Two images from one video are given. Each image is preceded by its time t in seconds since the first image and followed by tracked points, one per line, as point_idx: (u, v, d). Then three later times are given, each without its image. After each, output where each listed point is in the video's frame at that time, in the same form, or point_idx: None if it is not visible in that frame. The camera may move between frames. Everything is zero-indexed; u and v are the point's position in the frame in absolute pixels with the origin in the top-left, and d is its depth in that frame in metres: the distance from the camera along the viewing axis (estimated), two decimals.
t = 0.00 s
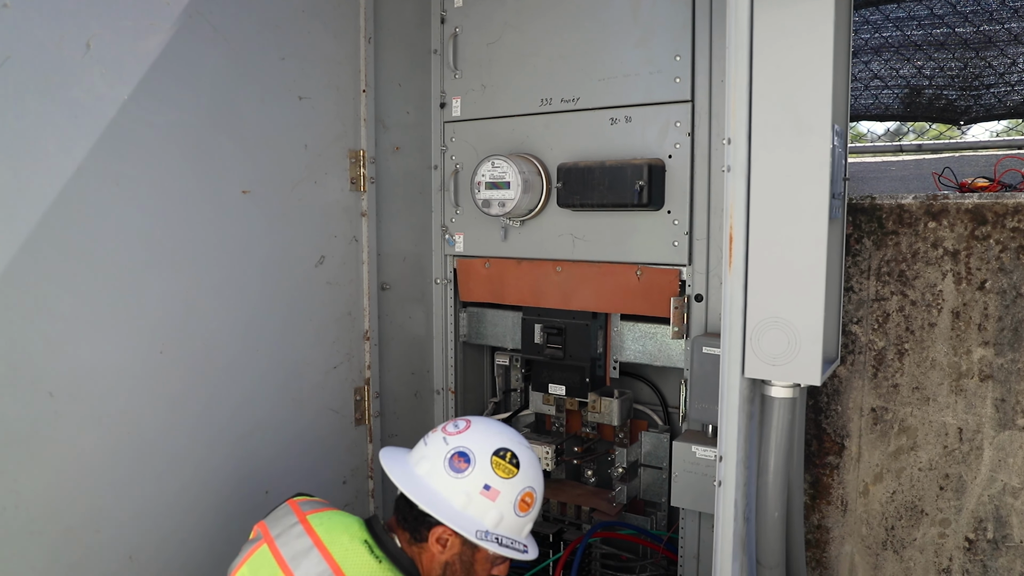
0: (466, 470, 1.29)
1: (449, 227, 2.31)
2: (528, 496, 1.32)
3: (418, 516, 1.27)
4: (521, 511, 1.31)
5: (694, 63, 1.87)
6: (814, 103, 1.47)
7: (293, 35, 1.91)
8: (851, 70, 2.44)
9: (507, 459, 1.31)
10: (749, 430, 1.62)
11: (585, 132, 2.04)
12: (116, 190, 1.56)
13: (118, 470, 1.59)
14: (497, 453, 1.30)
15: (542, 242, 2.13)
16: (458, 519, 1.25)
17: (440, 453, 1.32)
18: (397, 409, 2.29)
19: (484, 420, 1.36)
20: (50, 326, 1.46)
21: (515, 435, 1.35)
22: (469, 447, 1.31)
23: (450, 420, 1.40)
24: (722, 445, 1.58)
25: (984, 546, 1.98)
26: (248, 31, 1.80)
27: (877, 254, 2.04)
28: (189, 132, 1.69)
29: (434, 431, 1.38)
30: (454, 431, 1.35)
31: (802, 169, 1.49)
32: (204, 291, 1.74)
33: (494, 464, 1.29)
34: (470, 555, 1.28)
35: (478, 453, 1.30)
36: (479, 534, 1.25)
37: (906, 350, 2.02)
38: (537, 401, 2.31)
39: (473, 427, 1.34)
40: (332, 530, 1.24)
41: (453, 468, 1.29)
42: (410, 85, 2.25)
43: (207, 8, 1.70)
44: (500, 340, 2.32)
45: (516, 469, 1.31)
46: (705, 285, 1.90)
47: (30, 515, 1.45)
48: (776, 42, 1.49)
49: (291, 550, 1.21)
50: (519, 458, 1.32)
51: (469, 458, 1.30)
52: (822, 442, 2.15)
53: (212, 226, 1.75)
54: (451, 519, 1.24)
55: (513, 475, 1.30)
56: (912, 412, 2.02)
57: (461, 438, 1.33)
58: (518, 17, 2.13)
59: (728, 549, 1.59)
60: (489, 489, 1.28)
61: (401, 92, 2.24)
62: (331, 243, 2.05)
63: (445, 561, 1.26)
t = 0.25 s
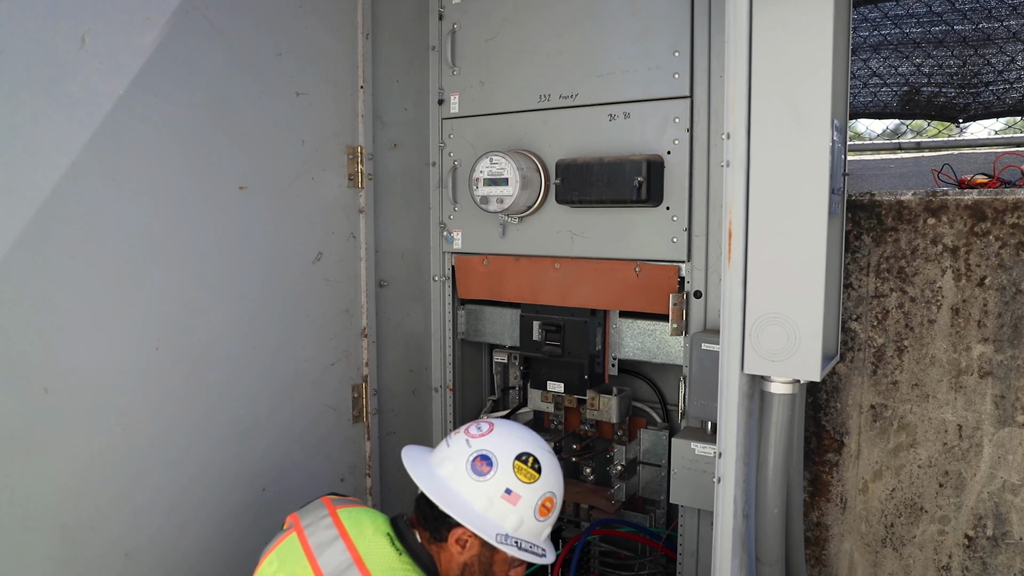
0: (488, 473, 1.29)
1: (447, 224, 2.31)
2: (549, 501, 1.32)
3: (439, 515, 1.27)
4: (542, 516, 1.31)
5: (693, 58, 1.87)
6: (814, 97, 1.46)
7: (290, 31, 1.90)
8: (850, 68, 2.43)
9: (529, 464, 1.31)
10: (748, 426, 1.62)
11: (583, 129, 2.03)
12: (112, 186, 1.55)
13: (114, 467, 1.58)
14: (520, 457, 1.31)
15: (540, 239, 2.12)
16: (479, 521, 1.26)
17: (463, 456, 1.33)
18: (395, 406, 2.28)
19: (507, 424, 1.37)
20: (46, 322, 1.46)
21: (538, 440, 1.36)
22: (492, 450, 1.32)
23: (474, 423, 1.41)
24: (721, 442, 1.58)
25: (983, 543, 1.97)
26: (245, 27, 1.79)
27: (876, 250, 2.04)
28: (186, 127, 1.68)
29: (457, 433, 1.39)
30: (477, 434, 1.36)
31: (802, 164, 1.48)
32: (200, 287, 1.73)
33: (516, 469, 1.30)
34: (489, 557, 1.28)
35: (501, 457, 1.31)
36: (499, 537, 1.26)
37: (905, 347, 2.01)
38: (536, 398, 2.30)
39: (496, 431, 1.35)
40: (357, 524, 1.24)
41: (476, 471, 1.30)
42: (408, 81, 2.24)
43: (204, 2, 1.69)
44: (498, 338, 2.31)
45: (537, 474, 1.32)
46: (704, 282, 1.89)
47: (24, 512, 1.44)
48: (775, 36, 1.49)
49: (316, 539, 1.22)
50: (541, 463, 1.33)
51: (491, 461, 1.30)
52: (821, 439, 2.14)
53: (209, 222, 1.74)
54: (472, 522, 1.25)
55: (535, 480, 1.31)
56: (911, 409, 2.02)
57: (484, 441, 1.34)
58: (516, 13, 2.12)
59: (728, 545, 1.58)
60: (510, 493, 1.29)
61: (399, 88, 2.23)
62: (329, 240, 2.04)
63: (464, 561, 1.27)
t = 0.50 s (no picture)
0: (529, 477, 1.33)
1: (446, 220, 2.30)
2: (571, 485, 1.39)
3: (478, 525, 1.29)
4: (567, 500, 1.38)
5: (693, 53, 1.86)
6: (815, 91, 1.46)
7: (289, 25, 1.89)
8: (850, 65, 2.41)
9: (560, 459, 1.36)
10: (749, 421, 1.61)
11: (583, 124, 2.02)
12: (111, 180, 1.54)
13: (112, 462, 1.57)
14: (553, 455, 1.36)
15: (540, 235, 2.11)
16: (529, 525, 1.30)
17: (499, 465, 1.33)
18: (395, 403, 2.27)
19: (529, 422, 1.39)
20: (42, 317, 1.44)
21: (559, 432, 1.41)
22: (527, 455, 1.34)
23: (491, 425, 1.41)
24: (722, 437, 1.57)
25: (985, 540, 1.96)
26: (244, 21, 1.78)
27: (877, 246, 2.03)
28: (184, 121, 1.67)
29: (479, 439, 1.39)
30: (505, 439, 1.36)
31: (803, 157, 1.47)
32: (199, 282, 1.72)
33: (552, 466, 1.35)
34: (529, 545, 1.33)
35: (537, 459, 1.34)
36: (543, 532, 1.31)
37: (907, 343, 2.00)
38: (535, 394, 2.27)
39: (523, 433, 1.37)
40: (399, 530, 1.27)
41: (515, 478, 1.32)
42: (407, 77, 2.23)
43: None
44: (498, 335, 2.31)
45: (567, 467, 1.37)
46: (704, 277, 1.88)
47: (22, 507, 1.43)
48: (777, 29, 1.48)
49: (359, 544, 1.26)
50: (568, 455, 1.38)
51: (530, 465, 1.33)
52: (822, 436, 2.13)
53: (208, 217, 1.73)
54: (524, 527, 1.29)
55: (566, 472, 1.37)
56: (912, 405, 2.01)
57: (516, 446, 1.35)
58: (516, 8, 2.12)
59: (729, 541, 1.57)
60: (550, 491, 1.34)
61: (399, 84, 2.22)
62: (328, 236, 2.03)
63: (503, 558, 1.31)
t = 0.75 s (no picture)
0: (578, 475, 1.42)
1: (446, 216, 2.29)
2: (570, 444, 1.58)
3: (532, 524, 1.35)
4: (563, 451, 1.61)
5: (693, 47, 1.85)
6: (816, 83, 1.45)
7: (287, 19, 1.88)
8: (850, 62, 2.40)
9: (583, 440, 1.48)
10: (750, 417, 1.60)
11: (583, 119, 2.01)
12: (107, 174, 1.53)
13: (109, 457, 1.56)
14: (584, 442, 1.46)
15: (539, 231, 2.10)
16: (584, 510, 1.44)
17: (559, 474, 1.38)
18: (394, 399, 2.26)
19: (563, 422, 1.43)
20: (38, 311, 1.43)
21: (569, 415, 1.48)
22: (576, 455, 1.41)
23: (531, 435, 1.39)
24: (723, 432, 1.56)
25: (987, 537, 1.95)
26: (242, 15, 1.77)
27: (878, 242, 2.02)
28: (182, 115, 1.66)
29: (530, 456, 1.37)
30: (555, 450, 1.39)
31: (805, 150, 1.46)
32: (197, 277, 1.71)
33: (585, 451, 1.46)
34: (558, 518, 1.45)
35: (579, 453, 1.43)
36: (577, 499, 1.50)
37: (908, 339, 2.00)
38: (535, 390, 2.27)
39: (565, 437, 1.41)
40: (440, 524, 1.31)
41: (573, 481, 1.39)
42: (406, 72, 2.22)
43: None
44: (497, 331, 2.30)
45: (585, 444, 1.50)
46: (705, 273, 1.87)
47: (17, 502, 1.42)
48: (778, 22, 1.47)
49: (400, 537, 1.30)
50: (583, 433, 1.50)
51: (579, 464, 1.41)
52: (823, 433, 2.13)
53: (206, 211, 1.72)
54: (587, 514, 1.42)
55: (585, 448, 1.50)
56: (913, 402, 2.00)
57: (565, 453, 1.40)
58: (516, 3, 2.11)
59: (730, 537, 1.56)
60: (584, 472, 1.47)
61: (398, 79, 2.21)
62: (327, 231, 2.02)
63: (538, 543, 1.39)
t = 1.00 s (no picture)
0: (583, 464, 1.42)
1: (445, 211, 2.28)
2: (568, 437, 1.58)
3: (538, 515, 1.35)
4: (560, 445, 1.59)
5: (693, 41, 1.84)
6: (816, 75, 1.44)
7: (285, 13, 1.87)
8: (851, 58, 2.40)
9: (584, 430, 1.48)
10: (751, 411, 1.59)
11: (582, 114, 2.01)
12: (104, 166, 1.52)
13: (105, 452, 1.55)
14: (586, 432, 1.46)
15: (538, 226, 2.10)
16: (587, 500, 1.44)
17: (562, 464, 1.38)
18: (393, 395, 2.25)
19: (564, 412, 1.43)
20: (34, 303, 1.43)
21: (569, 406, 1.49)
22: (578, 444, 1.42)
23: (536, 426, 1.39)
24: (723, 427, 1.55)
25: (988, 532, 1.94)
26: (240, 8, 1.76)
27: (878, 237, 2.01)
28: (179, 108, 1.65)
29: (535, 446, 1.37)
30: (558, 440, 1.39)
31: (805, 143, 1.45)
32: (194, 271, 1.70)
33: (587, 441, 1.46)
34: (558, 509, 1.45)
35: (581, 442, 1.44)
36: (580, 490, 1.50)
37: (909, 334, 1.99)
38: (534, 386, 2.26)
39: (569, 428, 1.41)
40: (441, 519, 1.31)
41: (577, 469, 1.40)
42: (405, 67, 2.21)
43: None
44: (497, 327, 2.29)
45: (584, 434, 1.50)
46: (705, 267, 1.86)
47: (13, 496, 1.41)
48: (777, 14, 1.46)
49: (402, 535, 1.28)
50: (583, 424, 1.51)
51: (583, 454, 1.42)
52: (823, 429, 2.12)
53: (203, 205, 1.71)
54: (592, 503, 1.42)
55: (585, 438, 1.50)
56: (914, 397, 1.99)
57: (570, 443, 1.40)
58: None
59: (731, 532, 1.55)
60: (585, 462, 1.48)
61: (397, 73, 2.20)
62: (325, 226, 2.01)
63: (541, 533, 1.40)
